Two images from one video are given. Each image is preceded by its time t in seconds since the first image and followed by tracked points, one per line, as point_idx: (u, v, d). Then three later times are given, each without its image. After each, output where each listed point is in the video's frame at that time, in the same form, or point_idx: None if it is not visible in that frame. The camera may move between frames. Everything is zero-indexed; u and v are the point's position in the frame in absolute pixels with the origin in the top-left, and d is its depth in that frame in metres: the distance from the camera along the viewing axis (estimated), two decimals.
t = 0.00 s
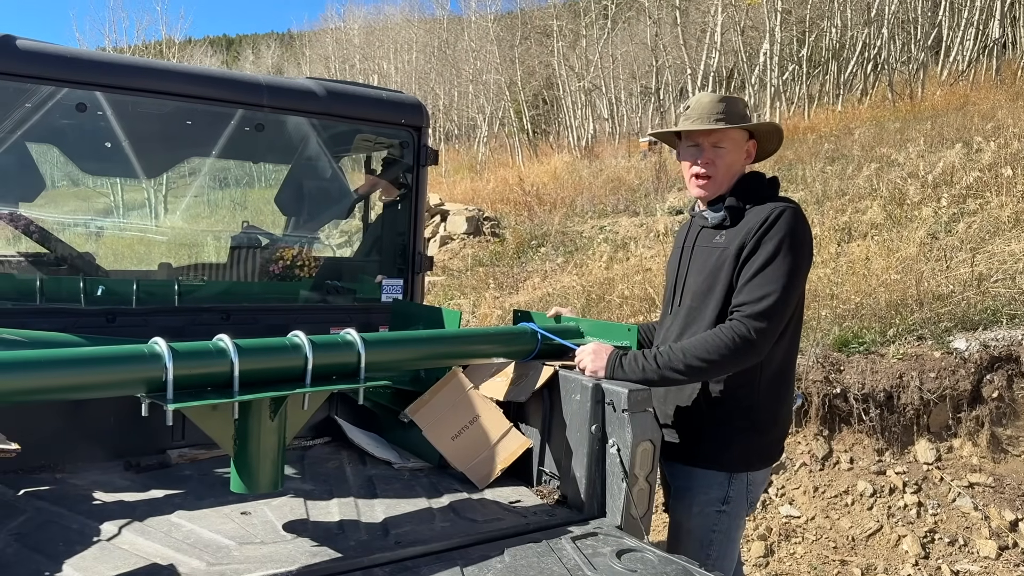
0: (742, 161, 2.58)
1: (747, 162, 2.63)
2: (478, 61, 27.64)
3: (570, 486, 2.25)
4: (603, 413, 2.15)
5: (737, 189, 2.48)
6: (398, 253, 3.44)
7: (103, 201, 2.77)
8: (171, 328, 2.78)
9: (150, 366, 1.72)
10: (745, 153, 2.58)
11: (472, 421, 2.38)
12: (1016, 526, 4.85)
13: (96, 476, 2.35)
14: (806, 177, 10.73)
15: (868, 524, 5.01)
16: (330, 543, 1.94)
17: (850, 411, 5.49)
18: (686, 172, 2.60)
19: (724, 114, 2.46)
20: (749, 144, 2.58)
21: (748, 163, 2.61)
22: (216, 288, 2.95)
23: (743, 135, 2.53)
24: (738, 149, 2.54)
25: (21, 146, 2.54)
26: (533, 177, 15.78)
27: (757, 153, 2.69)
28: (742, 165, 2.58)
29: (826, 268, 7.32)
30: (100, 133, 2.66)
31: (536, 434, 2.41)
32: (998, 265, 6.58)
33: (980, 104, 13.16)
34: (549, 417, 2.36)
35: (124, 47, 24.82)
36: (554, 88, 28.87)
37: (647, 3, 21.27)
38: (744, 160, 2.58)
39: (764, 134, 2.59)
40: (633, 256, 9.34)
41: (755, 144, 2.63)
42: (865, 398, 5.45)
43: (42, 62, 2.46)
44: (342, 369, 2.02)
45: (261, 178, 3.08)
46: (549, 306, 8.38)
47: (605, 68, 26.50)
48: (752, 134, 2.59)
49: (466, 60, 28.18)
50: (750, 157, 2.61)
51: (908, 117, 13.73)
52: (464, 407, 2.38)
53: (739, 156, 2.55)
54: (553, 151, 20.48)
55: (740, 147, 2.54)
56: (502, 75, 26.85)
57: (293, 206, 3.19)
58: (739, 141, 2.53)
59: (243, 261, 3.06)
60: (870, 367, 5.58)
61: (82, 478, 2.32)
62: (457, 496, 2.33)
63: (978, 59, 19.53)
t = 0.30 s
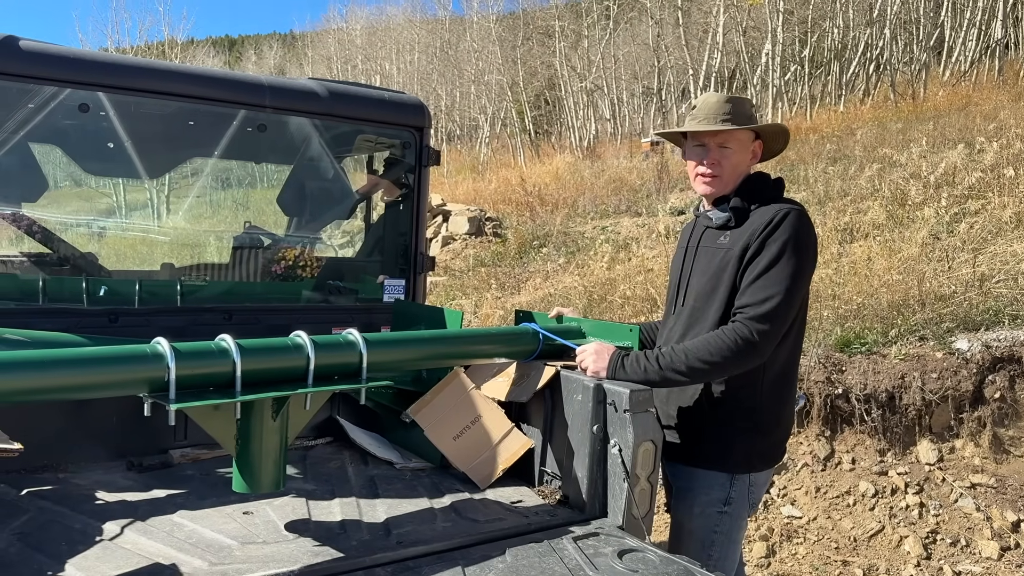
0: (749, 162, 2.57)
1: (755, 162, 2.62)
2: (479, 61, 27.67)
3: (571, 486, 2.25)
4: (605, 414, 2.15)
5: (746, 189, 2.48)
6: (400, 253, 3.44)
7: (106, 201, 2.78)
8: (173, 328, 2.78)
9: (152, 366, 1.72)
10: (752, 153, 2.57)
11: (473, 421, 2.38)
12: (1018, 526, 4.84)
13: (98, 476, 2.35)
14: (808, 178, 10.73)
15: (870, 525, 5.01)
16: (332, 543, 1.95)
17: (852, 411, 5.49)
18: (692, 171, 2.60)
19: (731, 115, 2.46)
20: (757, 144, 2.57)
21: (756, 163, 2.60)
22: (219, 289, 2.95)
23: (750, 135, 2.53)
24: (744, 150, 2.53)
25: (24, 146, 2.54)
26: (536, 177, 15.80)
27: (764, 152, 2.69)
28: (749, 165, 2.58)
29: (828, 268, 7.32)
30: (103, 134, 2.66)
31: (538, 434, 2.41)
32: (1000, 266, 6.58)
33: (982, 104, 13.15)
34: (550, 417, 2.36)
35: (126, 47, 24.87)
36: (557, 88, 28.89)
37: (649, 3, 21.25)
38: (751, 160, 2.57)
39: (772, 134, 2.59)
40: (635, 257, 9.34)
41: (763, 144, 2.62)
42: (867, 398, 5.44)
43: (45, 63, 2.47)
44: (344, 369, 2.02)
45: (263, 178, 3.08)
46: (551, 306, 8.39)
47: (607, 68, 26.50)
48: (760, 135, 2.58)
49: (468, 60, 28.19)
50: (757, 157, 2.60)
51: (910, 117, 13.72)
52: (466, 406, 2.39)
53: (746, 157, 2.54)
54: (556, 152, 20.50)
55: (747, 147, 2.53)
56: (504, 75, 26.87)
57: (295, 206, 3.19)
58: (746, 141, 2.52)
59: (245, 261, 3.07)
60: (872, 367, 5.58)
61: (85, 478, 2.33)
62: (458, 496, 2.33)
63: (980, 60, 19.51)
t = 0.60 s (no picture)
0: (751, 162, 2.57)
1: (757, 163, 2.62)
2: (480, 61, 27.67)
3: (571, 486, 2.26)
4: (605, 413, 2.16)
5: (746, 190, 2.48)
6: (401, 253, 3.44)
7: (107, 201, 2.79)
8: (174, 328, 2.78)
9: (152, 366, 1.73)
10: (754, 153, 2.56)
11: (474, 420, 2.39)
12: (1018, 526, 4.84)
13: (99, 475, 2.35)
14: (808, 178, 10.72)
15: (871, 525, 5.01)
16: (332, 543, 1.95)
17: (853, 411, 5.49)
18: (693, 170, 2.61)
19: (730, 115, 2.46)
20: (759, 144, 2.56)
21: (757, 164, 2.60)
22: (219, 289, 2.96)
23: (751, 135, 2.52)
24: (746, 150, 2.53)
25: (25, 146, 2.55)
26: (536, 177, 15.80)
27: (766, 153, 2.69)
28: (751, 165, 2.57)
29: (829, 268, 7.32)
30: (104, 134, 2.66)
31: (539, 434, 2.42)
32: (1001, 266, 6.58)
33: (982, 104, 13.16)
34: (550, 417, 2.37)
35: (127, 46, 24.88)
36: (557, 88, 28.89)
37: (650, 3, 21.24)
38: (752, 160, 2.57)
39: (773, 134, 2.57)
40: (636, 257, 9.34)
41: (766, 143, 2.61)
42: (867, 398, 5.44)
43: (46, 63, 2.47)
44: (345, 369, 2.03)
45: (263, 178, 3.09)
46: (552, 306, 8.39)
47: (608, 68, 26.49)
48: (762, 136, 2.58)
49: (469, 61, 28.18)
50: (760, 156, 2.59)
51: (911, 117, 13.72)
52: (466, 406, 2.39)
53: (747, 156, 2.54)
54: (556, 152, 20.50)
55: (748, 147, 2.52)
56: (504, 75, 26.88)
57: (296, 206, 3.19)
58: (747, 141, 2.52)
59: (246, 261, 3.07)
60: (873, 367, 5.57)
61: (85, 478, 2.33)
62: (458, 496, 2.33)
63: (981, 60, 19.51)
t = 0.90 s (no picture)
0: (751, 161, 2.56)
1: (757, 162, 2.61)
2: (480, 61, 27.66)
3: (571, 486, 2.25)
4: (605, 414, 2.15)
5: (747, 189, 2.47)
6: (400, 252, 3.44)
7: (106, 201, 2.79)
8: (173, 328, 2.78)
9: (152, 366, 1.72)
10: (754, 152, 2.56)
11: (474, 420, 2.38)
12: (1018, 526, 4.84)
13: (98, 475, 2.35)
14: (808, 178, 10.72)
15: (871, 525, 5.01)
16: (332, 543, 1.94)
17: (853, 411, 5.48)
18: (694, 169, 2.61)
19: (731, 112, 2.46)
20: (760, 144, 2.56)
21: (758, 163, 2.59)
22: (219, 288, 2.95)
23: (751, 133, 2.52)
24: (747, 149, 2.53)
25: (25, 146, 2.55)
26: (536, 177, 15.80)
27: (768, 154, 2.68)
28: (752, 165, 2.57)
29: (828, 269, 7.32)
30: (103, 133, 2.66)
31: (539, 434, 2.41)
32: (1001, 266, 6.58)
33: (982, 104, 13.16)
34: (550, 417, 2.37)
35: (126, 46, 24.87)
36: (557, 88, 28.88)
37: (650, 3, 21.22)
38: (753, 160, 2.56)
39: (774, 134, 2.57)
40: (636, 257, 9.34)
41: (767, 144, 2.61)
42: (867, 398, 5.43)
43: (46, 63, 2.47)
44: (345, 369, 2.02)
45: (263, 178, 3.09)
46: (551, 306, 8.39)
47: (608, 68, 26.48)
48: (764, 135, 2.58)
49: (469, 60, 28.16)
50: (760, 157, 2.59)
51: (911, 117, 13.72)
52: (465, 406, 2.39)
53: (747, 155, 2.54)
54: (556, 151, 20.51)
55: (749, 146, 2.52)
56: (504, 75, 26.87)
57: (295, 206, 3.19)
58: (748, 140, 2.52)
59: (245, 261, 3.07)
60: (873, 367, 5.57)
61: (85, 478, 2.32)
62: (458, 496, 2.33)
63: (980, 60, 19.52)
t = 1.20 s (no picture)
0: (752, 161, 2.56)
1: (758, 162, 2.61)
2: (479, 60, 27.64)
3: (571, 486, 2.25)
4: (605, 414, 2.15)
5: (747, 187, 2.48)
6: (400, 252, 3.43)
7: (106, 200, 2.78)
8: (173, 328, 2.78)
9: (151, 366, 1.72)
10: (756, 152, 2.56)
11: (474, 420, 2.38)
12: (1018, 526, 4.84)
13: (98, 476, 2.35)
14: (808, 178, 10.71)
15: (871, 525, 5.01)
16: (332, 543, 1.94)
17: (853, 411, 5.47)
18: (694, 168, 2.61)
19: (735, 112, 2.45)
20: (761, 144, 2.56)
21: (759, 163, 2.60)
22: (218, 288, 2.95)
23: (753, 134, 2.52)
24: (748, 149, 2.52)
25: (24, 145, 2.54)
26: (536, 177, 15.79)
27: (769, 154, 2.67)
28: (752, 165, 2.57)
29: (828, 268, 7.32)
30: (103, 133, 2.66)
31: (538, 434, 2.41)
32: (1001, 266, 6.58)
33: (982, 104, 13.16)
34: (550, 416, 2.36)
35: (126, 46, 24.85)
36: (557, 87, 28.88)
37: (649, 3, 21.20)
38: (754, 161, 2.56)
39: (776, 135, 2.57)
40: (635, 256, 9.34)
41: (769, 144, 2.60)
42: (867, 398, 5.43)
43: (45, 62, 2.46)
44: (344, 369, 2.02)
45: (263, 178, 3.08)
46: (551, 305, 8.39)
47: (608, 68, 26.46)
48: (765, 136, 2.58)
49: (468, 60, 28.15)
50: (761, 157, 2.59)
51: (911, 117, 13.72)
52: (465, 406, 2.38)
53: (748, 155, 2.54)
54: (556, 151, 20.49)
55: (750, 146, 2.52)
56: (504, 75, 26.86)
57: (295, 206, 3.18)
58: (750, 140, 2.52)
59: (245, 261, 3.06)
60: (873, 367, 5.57)
61: (84, 478, 2.32)
62: (458, 496, 2.33)
63: (980, 59, 19.52)
